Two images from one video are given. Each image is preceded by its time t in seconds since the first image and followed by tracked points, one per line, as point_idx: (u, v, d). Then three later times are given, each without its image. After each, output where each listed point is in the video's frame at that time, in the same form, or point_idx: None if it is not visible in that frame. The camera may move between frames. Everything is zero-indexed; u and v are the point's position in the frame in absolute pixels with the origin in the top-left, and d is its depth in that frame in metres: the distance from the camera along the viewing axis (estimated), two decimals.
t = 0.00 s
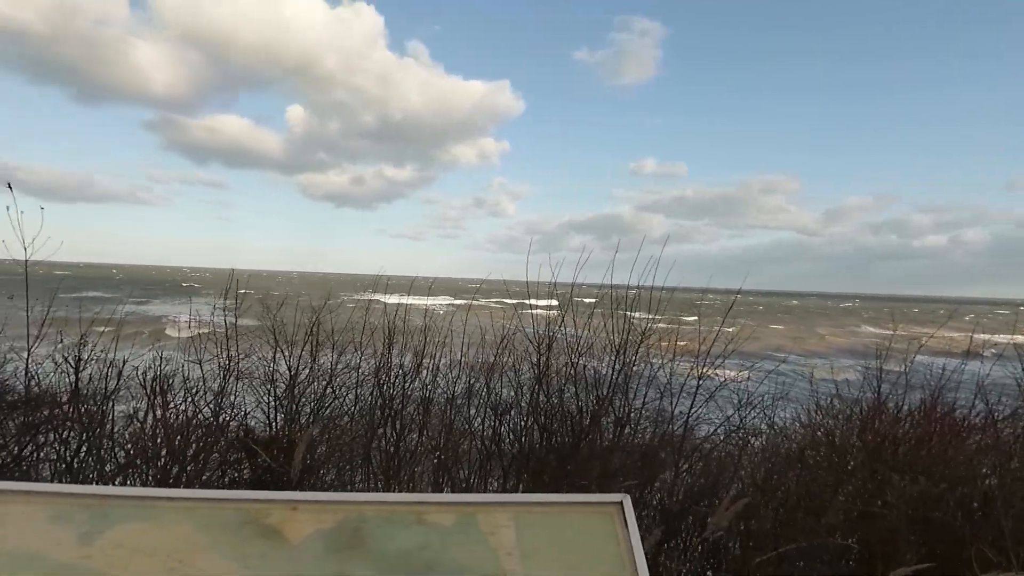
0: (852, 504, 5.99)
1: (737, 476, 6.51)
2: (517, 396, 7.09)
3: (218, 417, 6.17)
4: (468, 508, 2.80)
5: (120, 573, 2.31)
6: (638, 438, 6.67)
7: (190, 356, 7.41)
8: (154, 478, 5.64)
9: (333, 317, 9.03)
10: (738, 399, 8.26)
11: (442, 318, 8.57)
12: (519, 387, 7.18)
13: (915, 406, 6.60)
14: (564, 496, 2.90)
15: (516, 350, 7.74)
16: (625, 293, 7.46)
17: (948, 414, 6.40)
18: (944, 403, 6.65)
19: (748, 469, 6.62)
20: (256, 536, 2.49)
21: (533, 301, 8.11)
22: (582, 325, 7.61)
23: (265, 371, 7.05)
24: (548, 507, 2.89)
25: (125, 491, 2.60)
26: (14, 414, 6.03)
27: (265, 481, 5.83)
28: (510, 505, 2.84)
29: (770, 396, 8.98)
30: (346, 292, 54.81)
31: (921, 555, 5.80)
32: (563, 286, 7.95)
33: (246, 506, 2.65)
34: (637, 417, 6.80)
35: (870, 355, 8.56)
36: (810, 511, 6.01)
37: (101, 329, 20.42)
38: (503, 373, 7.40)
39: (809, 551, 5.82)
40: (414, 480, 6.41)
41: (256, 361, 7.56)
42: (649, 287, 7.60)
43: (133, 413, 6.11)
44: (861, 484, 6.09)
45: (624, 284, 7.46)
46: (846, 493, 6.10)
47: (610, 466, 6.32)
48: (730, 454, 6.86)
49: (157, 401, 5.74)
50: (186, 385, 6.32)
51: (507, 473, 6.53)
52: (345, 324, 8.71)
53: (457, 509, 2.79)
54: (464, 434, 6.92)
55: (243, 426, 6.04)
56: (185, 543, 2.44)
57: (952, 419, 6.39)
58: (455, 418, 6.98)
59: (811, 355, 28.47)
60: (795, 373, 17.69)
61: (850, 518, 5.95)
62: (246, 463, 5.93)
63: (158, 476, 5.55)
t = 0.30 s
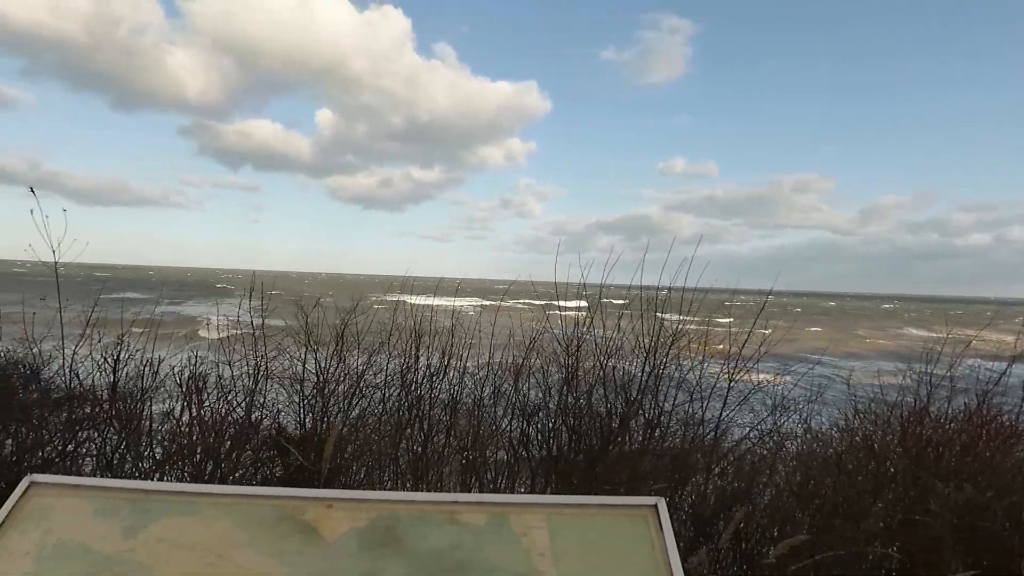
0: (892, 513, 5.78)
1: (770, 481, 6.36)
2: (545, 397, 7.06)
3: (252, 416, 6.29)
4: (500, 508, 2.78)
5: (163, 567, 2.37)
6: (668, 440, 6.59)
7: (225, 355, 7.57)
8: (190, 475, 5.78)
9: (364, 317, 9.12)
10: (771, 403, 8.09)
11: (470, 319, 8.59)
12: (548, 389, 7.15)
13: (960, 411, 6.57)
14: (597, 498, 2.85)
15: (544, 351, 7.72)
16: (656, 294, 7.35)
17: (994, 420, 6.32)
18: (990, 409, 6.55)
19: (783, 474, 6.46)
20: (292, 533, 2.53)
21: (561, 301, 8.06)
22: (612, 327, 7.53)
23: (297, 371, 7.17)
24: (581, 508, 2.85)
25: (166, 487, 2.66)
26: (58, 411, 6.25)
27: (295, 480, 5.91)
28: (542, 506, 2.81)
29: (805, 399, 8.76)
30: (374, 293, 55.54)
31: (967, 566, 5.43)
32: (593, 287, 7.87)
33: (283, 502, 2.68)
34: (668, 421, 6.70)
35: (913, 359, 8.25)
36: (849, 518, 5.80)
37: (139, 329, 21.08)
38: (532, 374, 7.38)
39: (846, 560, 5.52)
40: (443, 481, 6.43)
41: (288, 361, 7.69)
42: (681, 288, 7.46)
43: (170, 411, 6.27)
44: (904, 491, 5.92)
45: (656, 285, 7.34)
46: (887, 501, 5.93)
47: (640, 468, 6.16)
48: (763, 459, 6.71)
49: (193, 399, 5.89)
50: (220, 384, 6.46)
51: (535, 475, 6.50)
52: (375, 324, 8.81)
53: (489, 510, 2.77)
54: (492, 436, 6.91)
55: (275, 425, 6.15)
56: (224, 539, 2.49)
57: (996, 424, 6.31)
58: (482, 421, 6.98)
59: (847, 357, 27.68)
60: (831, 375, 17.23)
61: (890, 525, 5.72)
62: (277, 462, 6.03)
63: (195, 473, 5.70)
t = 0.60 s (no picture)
0: (939, 525, 5.33)
1: (809, 490, 6.18)
2: (576, 400, 7.01)
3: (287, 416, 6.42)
4: (534, 510, 2.75)
5: (206, 561, 2.42)
6: (701, 445, 6.47)
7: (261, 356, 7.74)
8: (226, 473, 5.92)
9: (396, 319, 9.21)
10: (810, 409, 7.85)
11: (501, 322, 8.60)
12: (578, 392, 7.09)
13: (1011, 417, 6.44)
14: (632, 503, 2.80)
15: (575, 354, 7.67)
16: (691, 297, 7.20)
17: None
18: None
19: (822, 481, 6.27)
20: (329, 531, 2.55)
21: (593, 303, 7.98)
22: (644, 330, 7.43)
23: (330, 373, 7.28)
24: (616, 513, 2.80)
25: (208, 483, 2.72)
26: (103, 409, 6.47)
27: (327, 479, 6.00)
28: (576, 509, 2.77)
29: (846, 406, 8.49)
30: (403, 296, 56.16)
31: None
32: (625, 289, 7.77)
33: (320, 500, 2.71)
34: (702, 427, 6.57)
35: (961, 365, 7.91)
36: (894, 529, 5.58)
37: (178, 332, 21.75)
38: (562, 377, 7.33)
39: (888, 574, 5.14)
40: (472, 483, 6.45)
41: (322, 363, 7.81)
42: (716, 290, 7.30)
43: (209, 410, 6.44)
44: (953, 502, 5.46)
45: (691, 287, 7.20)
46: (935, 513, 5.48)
47: (672, 473, 6.04)
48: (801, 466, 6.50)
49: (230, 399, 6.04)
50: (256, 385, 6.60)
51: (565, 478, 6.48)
52: (407, 326, 8.88)
53: (523, 512, 2.75)
54: (523, 438, 6.90)
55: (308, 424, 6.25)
56: (263, 535, 2.53)
57: None
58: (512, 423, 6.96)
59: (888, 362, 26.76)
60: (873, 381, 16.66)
61: (937, 538, 5.29)
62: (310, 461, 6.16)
63: (231, 470, 5.85)
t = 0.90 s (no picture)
0: (991, 534, 5.46)
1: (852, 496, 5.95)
2: (609, 403, 6.92)
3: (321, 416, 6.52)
4: (572, 511, 2.72)
5: (250, 556, 2.46)
6: (738, 449, 6.29)
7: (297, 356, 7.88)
8: (263, 470, 6.03)
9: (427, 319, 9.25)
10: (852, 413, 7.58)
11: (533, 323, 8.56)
12: (611, 393, 7.00)
13: None
14: (672, 506, 2.74)
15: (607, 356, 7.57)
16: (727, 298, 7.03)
17: None
18: None
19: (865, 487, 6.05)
20: (368, 529, 2.56)
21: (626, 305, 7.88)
22: (679, 331, 7.28)
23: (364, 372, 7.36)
24: (655, 514, 2.73)
25: (251, 480, 2.76)
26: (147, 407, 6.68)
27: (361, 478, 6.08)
28: (615, 511, 2.72)
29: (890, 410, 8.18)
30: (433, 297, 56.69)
31: None
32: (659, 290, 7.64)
33: (359, 498, 2.73)
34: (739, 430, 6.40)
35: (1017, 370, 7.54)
36: (944, 539, 5.47)
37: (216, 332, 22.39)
38: (595, 379, 7.24)
39: None
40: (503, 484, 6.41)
41: (355, 363, 7.91)
42: (754, 291, 7.10)
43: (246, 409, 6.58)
44: (1004, 511, 5.54)
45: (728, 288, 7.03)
46: (986, 523, 5.55)
47: (708, 478, 5.93)
48: (843, 471, 6.28)
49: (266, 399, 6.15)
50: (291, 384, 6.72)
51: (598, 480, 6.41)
52: (439, 327, 8.92)
53: (561, 512, 2.72)
54: (555, 439, 6.85)
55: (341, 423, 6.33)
56: (304, 532, 2.56)
57: None
58: (543, 424, 6.90)
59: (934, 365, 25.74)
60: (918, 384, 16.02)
61: (989, 549, 5.41)
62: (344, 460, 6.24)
63: (267, 467, 5.96)
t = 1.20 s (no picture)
0: None
1: (898, 504, 5.74)
2: (642, 405, 6.83)
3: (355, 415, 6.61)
4: (609, 514, 2.67)
5: (288, 552, 2.49)
6: (777, 453, 6.12)
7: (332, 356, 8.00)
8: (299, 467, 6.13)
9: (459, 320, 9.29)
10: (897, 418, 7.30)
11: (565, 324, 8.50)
12: (645, 395, 6.89)
13: None
14: (713, 511, 2.66)
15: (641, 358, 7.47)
16: (766, 299, 6.85)
17: None
18: None
19: (912, 495, 5.80)
20: (404, 528, 2.57)
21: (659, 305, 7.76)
22: (715, 333, 7.14)
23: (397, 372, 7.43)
24: (694, 518, 2.66)
25: (290, 477, 2.79)
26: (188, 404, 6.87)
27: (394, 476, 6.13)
28: (654, 514, 2.66)
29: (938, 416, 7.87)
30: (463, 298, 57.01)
31: None
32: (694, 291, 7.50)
33: (395, 497, 2.73)
34: (778, 434, 6.22)
35: None
36: (996, 548, 5.25)
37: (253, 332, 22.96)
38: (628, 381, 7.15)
39: None
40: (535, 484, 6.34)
41: (388, 363, 7.98)
42: (794, 292, 6.91)
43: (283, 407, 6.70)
44: None
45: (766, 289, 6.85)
46: None
47: (746, 481, 5.71)
48: (888, 477, 6.05)
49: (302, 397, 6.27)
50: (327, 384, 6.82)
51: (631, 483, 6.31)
52: (471, 327, 8.95)
53: (597, 516, 2.67)
54: (587, 441, 6.78)
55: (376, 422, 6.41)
56: (341, 529, 2.57)
57: None
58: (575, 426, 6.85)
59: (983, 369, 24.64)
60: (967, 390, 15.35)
61: None
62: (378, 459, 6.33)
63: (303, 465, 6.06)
